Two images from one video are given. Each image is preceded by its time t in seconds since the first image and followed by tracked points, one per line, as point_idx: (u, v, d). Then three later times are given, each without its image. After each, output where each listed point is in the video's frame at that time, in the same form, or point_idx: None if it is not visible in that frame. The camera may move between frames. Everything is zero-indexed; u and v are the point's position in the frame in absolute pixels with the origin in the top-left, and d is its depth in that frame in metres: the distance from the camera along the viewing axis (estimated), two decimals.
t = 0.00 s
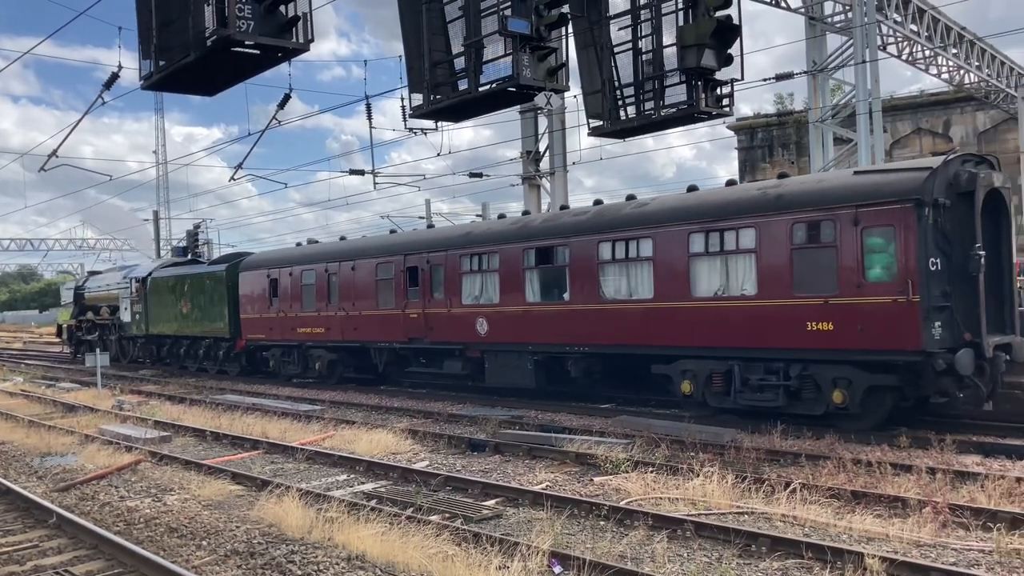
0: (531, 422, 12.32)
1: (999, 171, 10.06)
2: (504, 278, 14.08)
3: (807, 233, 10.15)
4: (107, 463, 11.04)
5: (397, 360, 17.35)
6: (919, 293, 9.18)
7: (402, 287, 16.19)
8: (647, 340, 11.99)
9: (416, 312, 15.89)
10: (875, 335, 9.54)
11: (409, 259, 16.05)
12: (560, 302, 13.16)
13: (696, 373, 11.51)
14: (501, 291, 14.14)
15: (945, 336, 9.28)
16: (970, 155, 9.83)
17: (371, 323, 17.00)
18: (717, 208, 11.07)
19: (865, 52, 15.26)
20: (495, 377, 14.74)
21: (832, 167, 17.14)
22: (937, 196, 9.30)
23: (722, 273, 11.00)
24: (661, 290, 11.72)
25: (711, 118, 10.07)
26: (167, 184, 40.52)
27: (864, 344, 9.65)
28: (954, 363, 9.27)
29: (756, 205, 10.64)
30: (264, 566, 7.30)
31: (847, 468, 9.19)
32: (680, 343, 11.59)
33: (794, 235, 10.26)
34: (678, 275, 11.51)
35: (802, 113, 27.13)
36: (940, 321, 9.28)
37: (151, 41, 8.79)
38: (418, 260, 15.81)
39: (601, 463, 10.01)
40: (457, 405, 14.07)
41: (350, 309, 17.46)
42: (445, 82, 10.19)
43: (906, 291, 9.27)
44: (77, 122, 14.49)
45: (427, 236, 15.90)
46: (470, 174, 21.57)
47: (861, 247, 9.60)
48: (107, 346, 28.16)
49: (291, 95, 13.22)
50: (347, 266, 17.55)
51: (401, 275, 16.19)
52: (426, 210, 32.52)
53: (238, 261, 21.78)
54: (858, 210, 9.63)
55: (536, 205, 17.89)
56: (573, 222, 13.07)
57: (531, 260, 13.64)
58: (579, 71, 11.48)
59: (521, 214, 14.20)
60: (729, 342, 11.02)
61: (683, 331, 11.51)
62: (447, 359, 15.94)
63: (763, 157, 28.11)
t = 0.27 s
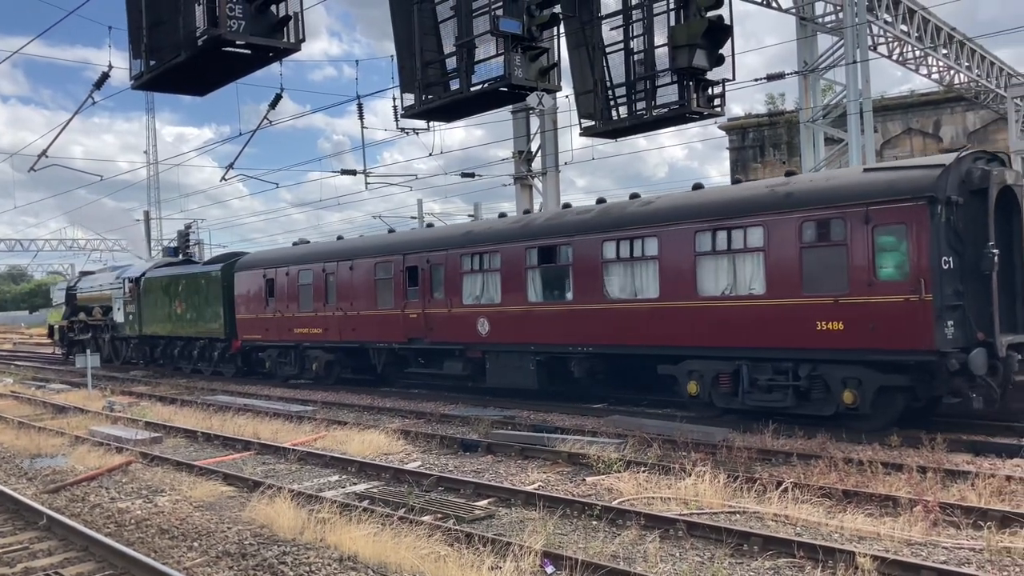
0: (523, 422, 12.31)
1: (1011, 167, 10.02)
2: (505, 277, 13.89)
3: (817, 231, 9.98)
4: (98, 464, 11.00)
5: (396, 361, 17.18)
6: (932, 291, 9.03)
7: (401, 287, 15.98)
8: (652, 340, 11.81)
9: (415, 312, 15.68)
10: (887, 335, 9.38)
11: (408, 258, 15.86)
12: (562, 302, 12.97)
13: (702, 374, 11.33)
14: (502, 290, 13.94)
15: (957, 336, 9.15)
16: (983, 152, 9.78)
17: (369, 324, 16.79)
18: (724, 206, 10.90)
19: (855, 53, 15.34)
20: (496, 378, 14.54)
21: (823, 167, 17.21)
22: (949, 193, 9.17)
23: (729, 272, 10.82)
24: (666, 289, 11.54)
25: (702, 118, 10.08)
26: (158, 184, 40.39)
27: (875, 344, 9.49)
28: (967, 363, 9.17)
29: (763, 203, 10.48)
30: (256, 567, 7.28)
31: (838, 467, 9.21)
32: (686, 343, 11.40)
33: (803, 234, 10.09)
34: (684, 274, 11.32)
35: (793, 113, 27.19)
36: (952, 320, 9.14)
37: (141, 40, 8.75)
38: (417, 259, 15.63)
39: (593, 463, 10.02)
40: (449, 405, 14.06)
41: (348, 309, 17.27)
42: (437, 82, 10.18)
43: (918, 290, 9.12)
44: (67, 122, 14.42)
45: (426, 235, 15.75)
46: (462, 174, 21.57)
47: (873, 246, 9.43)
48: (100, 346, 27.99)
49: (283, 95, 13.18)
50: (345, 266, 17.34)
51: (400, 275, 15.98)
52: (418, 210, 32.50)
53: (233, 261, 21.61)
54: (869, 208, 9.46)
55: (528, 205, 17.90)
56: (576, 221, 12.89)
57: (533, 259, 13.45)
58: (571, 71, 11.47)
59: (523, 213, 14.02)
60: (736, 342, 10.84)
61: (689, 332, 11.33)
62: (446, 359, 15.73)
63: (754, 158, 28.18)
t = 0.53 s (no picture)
0: (518, 421, 12.31)
1: None
2: (510, 276, 13.79)
3: (830, 229, 9.87)
4: (92, 464, 10.97)
5: (399, 361, 17.11)
6: (949, 290, 8.91)
7: (403, 285, 15.89)
8: (661, 340, 11.71)
9: (418, 312, 15.59)
10: (902, 334, 9.27)
11: (411, 257, 15.77)
12: (569, 301, 12.87)
13: (713, 373, 11.23)
14: (508, 289, 13.84)
15: (975, 334, 9.01)
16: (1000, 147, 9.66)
17: (370, 323, 16.69)
18: (735, 204, 10.79)
19: (850, 51, 15.36)
20: (501, 378, 14.47)
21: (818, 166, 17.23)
22: (966, 189, 9.05)
23: (741, 270, 10.72)
24: (676, 287, 11.44)
25: (697, 117, 10.09)
26: (152, 184, 40.30)
27: (890, 343, 9.37)
28: (985, 362, 8.99)
29: (775, 200, 10.37)
30: (251, 567, 7.27)
31: (833, 465, 9.23)
32: (696, 343, 11.31)
33: (816, 231, 9.98)
34: (694, 272, 11.22)
35: (787, 112, 27.23)
36: (969, 318, 9.01)
37: (135, 40, 8.72)
38: (420, 258, 15.56)
39: (589, 462, 10.02)
40: (445, 404, 14.07)
41: (350, 308, 17.15)
42: (431, 81, 10.17)
43: (935, 288, 9.00)
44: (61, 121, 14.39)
45: (428, 234, 15.67)
46: (457, 173, 21.57)
47: (888, 243, 9.32)
48: (96, 347, 27.88)
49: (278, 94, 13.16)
50: (346, 264, 17.23)
51: (403, 274, 15.90)
52: (413, 209, 32.49)
53: (232, 260, 21.49)
54: (884, 205, 9.35)
55: (523, 204, 17.90)
56: (583, 218, 12.79)
57: (539, 257, 13.35)
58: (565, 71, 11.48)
59: (528, 210, 13.92)
60: (747, 340, 10.74)
61: (700, 330, 11.23)
62: (449, 359, 15.64)
63: (749, 156, 28.20)
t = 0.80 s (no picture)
0: (519, 420, 12.32)
1: None
2: (520, 274, 13.68)
3: (849, 225, 9.76)
4: (93, 464, 10.97)
5: (405, 360, 17.00)
6: (973, 287, 8.80)
7: (411, 284, 15.77)
8: (675, 338, 11.59)
9: (426, 310, 15.47)
10: (924, 332, 9.14)
11: (419, 255, 15.64)
12: (581, 299, 12.77)
13: (728, 372, 11.12)
14: (518, 287, 13.72)
15: (999, 332, 8.92)
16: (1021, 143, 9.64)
17: (377, 322, 16.56)
18: (751, 200, 10.69)
19: (850, 50, 15.37)
20: (510, 377, 14.35)
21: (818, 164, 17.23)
22: (990, 185, 8.99)
23: (757, 267, 10.60)
24: (691, 285, 11.32)
25: (697, 115, 10.09)
26: (152, 183, 40.32)
27: (911, 342, 9.25)
28: (1009, 360, 8.95)
29: (792, 196, 10.26)
30: (251, 566, 7.28)
31: (834, 463, 9.23)
32: (712, 342, 11.19)
33: (835, 228, 9.86)
34: (709, 270, 11.10)
35: (787, 110, 27.23)
36: (993, 316, 8.91)
37: (135, 39, 8.72)
38: (428, 256, 15.42)
39: (589, 460, 10.03)
40: (445, 403, 14.08)
41: (356, 307, 17.02)
42: (431, 80, 10.17)
43: (958, 285, 8.89)
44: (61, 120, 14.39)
45: (435, 232, 15.54)
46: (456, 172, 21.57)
47: (909, 240, 9.21)
48: (97, 346, 27.84)
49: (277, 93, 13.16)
50: (352, 263, 17.09)
51: (410, 272, 15.77)
52: (414, 208, 32.51)
53: (236, 258, 21.35)
54: (905, 201, 9.24)
55: (523, 203, 17.90)
56: (595, 216, 12.68)
57: (550, 255, 13.24)
58: (565, 69, 11.47)
59: (539, 208, 13.81)
60: (763, 339, 10.62)
61: (715, 329, 11.11)
62: (458, 358, 15.51)
63: (749, 155, 28.20)
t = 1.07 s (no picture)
0: (523, 418, 12.32)
1: None
2: (534, 272, 13.54)
3: (874, 221, 9.60)
4: (98, 462, 11.00)
5: (417, 358, 16.95)
6: (1003, 284, 8.65)
7: (422, 282, 15.66)
8: (693, 337, 11.46)
9: (438, 308, 15.35)
10: (952, 330, 9.00)
11: (430, 252, 15.51)
12: (597, 297, 12.63)
13: (749, 371, 11.02)
14: (532, 285, 13.59)
15: None
16: None
17: (389, 320, 16.44)
18: (772, 196, 10.52)
19: (854, 47, 15.33)
20: (524, 376, 14.24)
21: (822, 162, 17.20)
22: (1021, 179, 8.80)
23: (779, 265, 10.45)
24: (710, 283, 11.17)
25: (701, 113, 10.07)
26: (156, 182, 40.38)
27: (938, 340, 9.12)
28: None
29: (814, 192, 10.10)
30: (256, 564, 7.30)
31: (838, 462, 9.23)
32: (731, 340, 11.05)
33: (859, 224, 9.70)
34: (729, 267, 10.95)
35: (792, 107, 27.17)
36: None
37: (139, 37, 8.73)
38: (440, 253, 15.29)
39: (593, 459, 10.03)
40: (449, 401, 14.11)
41: (368, 305, 16.90)
42: (435, 78, 10.17)
43: (988, 282, 8.74)
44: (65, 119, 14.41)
45: (446, 230, 15.42)
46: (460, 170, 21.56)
47: (936, 236, 9.06)
48: (103, 344, 27.86)
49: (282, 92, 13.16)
50: (363, 261, 16.97)
51: (422, 270, 15.66)
52: (417, 207, 32.54)
53: (245, 256, 21.22)
54: (932, 197, 9.07)
55: (526, 201, 17.89)
56: (610, 212, 12.53)
57: (564, 252, 13.11)
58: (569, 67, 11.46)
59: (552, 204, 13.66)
60: (784, 337, 10.48)
61: (735, 327, 10.97)
62: (471, 357, 15.39)
63: (753, 153, 28.17)
